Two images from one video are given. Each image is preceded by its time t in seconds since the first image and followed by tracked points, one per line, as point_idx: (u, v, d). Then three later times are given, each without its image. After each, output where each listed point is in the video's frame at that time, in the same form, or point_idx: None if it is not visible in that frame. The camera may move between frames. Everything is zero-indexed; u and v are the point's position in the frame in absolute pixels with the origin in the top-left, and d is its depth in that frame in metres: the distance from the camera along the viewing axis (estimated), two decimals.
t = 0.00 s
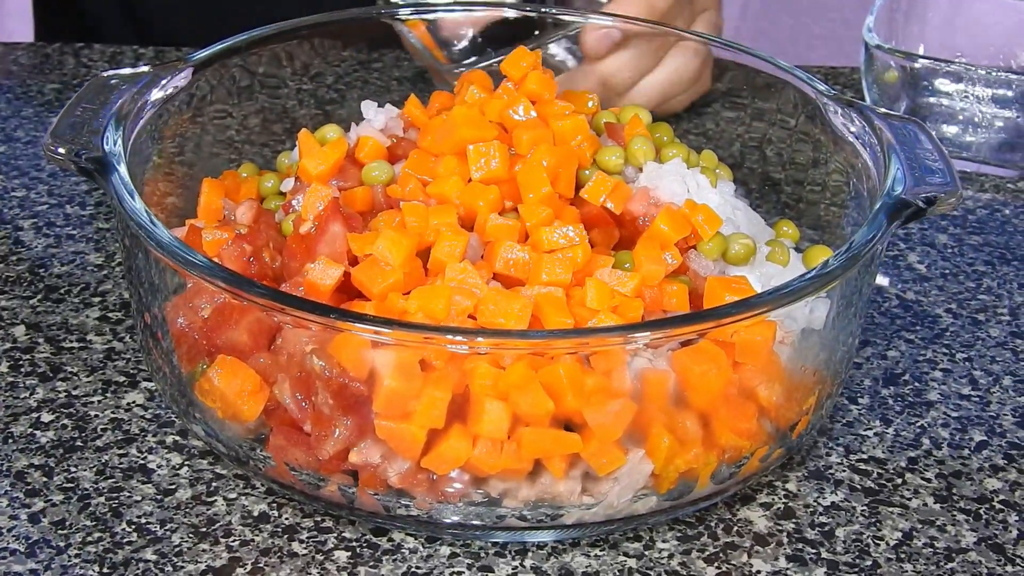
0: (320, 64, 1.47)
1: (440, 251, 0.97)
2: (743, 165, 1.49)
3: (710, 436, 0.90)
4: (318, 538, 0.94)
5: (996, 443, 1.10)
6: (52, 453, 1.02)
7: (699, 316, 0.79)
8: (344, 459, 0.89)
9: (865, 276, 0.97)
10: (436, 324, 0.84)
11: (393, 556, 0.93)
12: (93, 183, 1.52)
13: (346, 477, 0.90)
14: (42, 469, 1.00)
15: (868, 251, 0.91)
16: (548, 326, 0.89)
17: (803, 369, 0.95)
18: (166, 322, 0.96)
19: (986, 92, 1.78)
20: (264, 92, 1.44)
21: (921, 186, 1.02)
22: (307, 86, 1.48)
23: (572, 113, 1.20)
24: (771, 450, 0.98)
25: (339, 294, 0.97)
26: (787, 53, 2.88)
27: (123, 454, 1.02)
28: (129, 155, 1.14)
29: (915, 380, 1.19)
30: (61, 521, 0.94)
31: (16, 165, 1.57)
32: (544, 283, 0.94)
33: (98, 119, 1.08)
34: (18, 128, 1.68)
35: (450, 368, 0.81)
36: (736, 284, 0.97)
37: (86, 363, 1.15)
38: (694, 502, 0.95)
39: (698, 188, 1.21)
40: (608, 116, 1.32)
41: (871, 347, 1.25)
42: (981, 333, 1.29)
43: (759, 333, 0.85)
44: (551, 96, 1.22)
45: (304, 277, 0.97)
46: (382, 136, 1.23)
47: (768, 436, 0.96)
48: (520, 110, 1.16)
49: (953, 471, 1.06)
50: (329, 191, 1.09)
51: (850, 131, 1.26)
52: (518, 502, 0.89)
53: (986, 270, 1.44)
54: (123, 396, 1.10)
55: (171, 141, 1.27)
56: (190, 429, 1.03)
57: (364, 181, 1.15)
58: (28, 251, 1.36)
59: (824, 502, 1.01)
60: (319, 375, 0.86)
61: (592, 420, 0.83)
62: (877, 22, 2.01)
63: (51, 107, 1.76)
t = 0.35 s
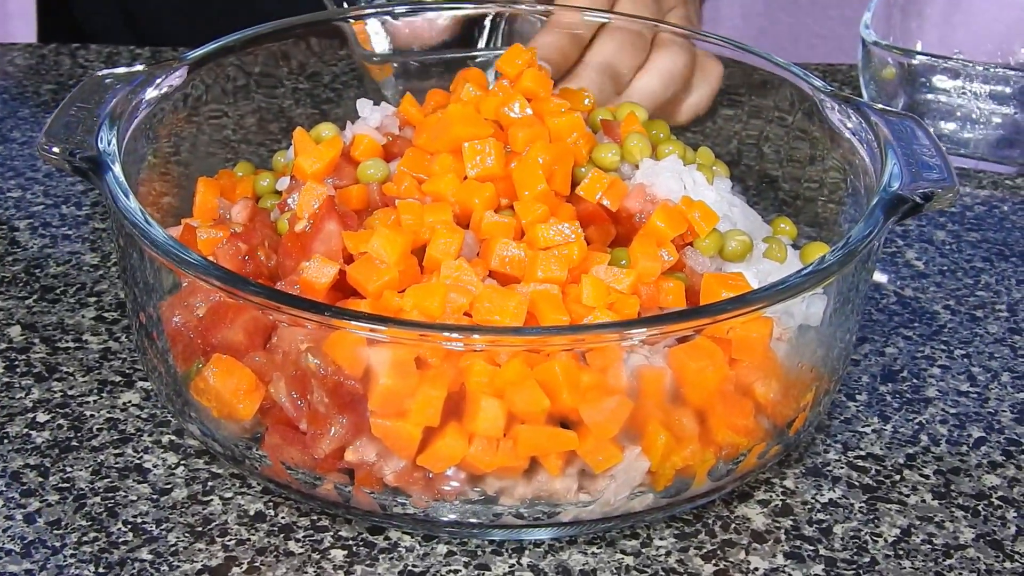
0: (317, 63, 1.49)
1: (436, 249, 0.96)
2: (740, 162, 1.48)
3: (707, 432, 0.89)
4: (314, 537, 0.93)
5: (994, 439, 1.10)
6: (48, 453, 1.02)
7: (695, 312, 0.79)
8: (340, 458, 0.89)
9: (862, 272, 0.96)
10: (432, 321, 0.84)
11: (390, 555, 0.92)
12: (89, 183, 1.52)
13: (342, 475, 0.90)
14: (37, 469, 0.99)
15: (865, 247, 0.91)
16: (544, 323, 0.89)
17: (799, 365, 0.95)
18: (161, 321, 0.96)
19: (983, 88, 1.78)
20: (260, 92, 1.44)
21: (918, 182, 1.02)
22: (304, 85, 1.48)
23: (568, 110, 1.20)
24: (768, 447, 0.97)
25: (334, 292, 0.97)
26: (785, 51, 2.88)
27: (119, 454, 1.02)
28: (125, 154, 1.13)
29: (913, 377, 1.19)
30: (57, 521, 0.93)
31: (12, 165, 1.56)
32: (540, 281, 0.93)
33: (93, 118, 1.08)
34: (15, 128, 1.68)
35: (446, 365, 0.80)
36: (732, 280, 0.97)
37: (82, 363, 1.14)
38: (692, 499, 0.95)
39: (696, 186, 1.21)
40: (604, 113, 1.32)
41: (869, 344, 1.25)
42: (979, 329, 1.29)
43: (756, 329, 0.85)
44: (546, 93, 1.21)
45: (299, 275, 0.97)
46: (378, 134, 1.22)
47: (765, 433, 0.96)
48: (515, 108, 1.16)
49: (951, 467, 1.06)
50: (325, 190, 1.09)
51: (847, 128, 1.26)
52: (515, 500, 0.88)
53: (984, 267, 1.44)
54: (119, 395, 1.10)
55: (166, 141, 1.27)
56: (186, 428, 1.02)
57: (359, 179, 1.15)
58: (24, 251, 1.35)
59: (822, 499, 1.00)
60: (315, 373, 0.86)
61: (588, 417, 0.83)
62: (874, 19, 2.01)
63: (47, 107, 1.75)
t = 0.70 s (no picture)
0: (315, 62, 1.48)
1: (437, 249, 0.96)
2: (739, 162, 1.47)
3: (708, 433, 0.89)
4: (315, 538, 0.93)
5: (995, 439, 1.10)
6: (47, 453, 1.01)
7: (696, 312, 0.79)
8: (340, 458, 0.88)
9: (863, 272, 0.96)
10: (433, 322, 0.84)
11: (391, 555, 0.92)
12: (88, 181, 1.51)
13: (343, 476, 0.90)
14: (37, 469, 0.99)
15: (866, 247, 0.91)
16: (545, 323, 0.89)
17: (801, 366, 0.95)
18: (161, 321, 0.96)
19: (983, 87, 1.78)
20: (259, 90, 1.43)
21: (920, 181, 1.02)
22: (302, 84, 1.48)
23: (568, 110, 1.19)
24: (769, 447, 0.97)
25: (334, 292, 0.97)
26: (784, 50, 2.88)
27: (118, 454, 1.01)
28: (124, 153, 1.13)
29: (913, 377, 1.19)
30: (56, 521, 0.93)
31: (10, 164, 1.56)
32: (541, 281, 0.93)
33: (92, 117, 1.08)
34: (13, 127, 1.67)
35: (447, 366, 0.80)
36: (733, 280, 0.96)
37: (81, 363, 1.14)
38: (693, 500, 0.95)
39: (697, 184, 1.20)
40: (604, 113, 1.31)
41: (870, 344, 1.25)
42: (980, 329, 1.29)
43: (757, 329, 0.85)
44: (547, 93, 1.21)
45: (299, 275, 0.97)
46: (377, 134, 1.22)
47: (766, 433, 0.95)
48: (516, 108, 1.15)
49: (952, 468, 1.06)
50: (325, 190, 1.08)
51: (848, 127, 1.26)
52: (515, 500, 0.88)
53: (984, 266, 1.43)
54: (118, 395, 1.09)
55: (165, 140, 1.27)
56: (185, 428, 1.02)
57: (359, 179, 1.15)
58: (22, 250, 1.35)
59: (823, 499, 1.00)
60: (315, 373, 0.85)
61: (589, 417, 0.83)
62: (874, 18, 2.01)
63: (44, 106, 1.75)
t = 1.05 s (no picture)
0: (314, 59, 1.49)
1: (436, 245, 0.95)
2: (741, 159, 1.47)
3: (709, 430, 0.89)
4: (313, 536, 0.92)
5: (998, 437, 1.09)
6: (44, 450, 1.01)
7: (697, 309, 0.78)
8: (339, 455, 0.88)
9: (866, 268, 0.96)
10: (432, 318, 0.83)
11: (390, 553, 0.91)
12: (86, 178, 1.51)
13: (341, 473, 0.89)
14: (33, 467, 0.98)
15: (868, 243, 0.90)
16: (545, 319, 0.88)
17: (802, 363, 0.94)
18: (158, 318, 0.95)
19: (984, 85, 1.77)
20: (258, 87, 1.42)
21: (923, 178, 1.01)
22: (300, 81, 1.48)
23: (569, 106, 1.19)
24: (771, 445, 0.97)
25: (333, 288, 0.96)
26: (785, 48, 2.87)
27: (116, 451, 1.01)
28: (121, 149, 1.12)
29: (915, 374, 1.18)
30: (53, 519, 0.93)
31: (8, 161, 1.55)
32: (541, 277, 0.93)
33: (90, 113, 1.07)
34: (10, 124, 1.66)
35: (446, 363, 0.80)
36: (734, 276, 0.96)
37: (78, 360, 1.13)
38: (694, 497, 0.94)
39: (697, 180, 1.20)
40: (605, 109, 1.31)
41: (871, 341, 1.24)
42: (982, 326, 1.28)
43: (758, 326, 0.84)
44: (547, 89, 1.20)
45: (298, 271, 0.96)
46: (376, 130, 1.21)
47: (767, 430, 0.95)
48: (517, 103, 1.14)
49: (954, 465, 1.05)
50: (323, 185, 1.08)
51: (849, 124, 1.25)
52: (515, 498, 0.87)
53: (986, 264, 1.43)
54: (116, 393, 1.09)
55: (164, 137, 1.26)
56: (183, 425, 1.01)
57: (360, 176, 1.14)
58: (19, 247, 1.34)
59: (824, 497, 1.00)
60: (314, 370, 0.85)
61: (590, 414, 0.82)
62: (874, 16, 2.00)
63: (42, 103, 1.74)
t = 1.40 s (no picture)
0: (313, 56, 1.48)
1: (435, 243, 0.95)
2: (740, 156, 1.46)
3: (708, 429, 0.88)
4: (312, 535, 0.92)
5: (997, 436, 1.09)
6: (41, 449, 1.00)
7: (695, 308, 0.78)
8: (337, 454, 0.88)
9: (865, 267, 0.96)
10: (430, 318, 0.83)
11: (388, 552, 0.91)
12: (84, 176, 1.50)
13: (340, 472, 0.89)
14: (31, 465, 0.98)
15: (868, 242, 0.90)
16: (544, 319, 0.88)
17: (801, 362, 0.94)
18: (156, 316, 0.95)
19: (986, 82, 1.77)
20: (256, 84, 1.42)
21: (922, 176, 1.01)
22: (300, 78, 1.47)
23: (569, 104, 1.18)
24: (770, 444, 0.97)
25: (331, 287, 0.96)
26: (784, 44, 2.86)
27: (114, 450, 1.01)
28: (120, 147, 1.12)
29: (914, 373, 1.18)
30: (51, 518, 0.92)
31: (6, 158, 1.55)
32: (539, 276, 0.92)
33: (88, 111, 1.07)
34: (8, 121, 1.66)
35: (444, 362, 0.79)
36: (733, 275, 0.96)
37: (76, 358, 1.13)
38: (693, 497, 0.94)
39: (697, 179, 1.19)
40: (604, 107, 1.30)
41: (870, 339, 1.24)
42: (981, 325, 1.28)
43: (757, 325, 0.84)
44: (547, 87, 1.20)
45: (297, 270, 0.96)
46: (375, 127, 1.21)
47: (766, 430, 0.95)
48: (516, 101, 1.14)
49: (953, 464, 1.05)
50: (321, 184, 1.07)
51: (849, 121, 1.25)
52: (514, 497, 0.87)
53: (986, 262, 1.43)
54: (114, 391, 1.09)
55: (162, 134, 1.25)
56: (181, 424, 1.01)
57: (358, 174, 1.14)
58: (17, 245, 1.34)
59: (823, 496, 1.00)
60: (312, 369, 0.85)
61: (588, 414, 0.82)
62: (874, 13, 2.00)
63: (40, 99, 1.74)
